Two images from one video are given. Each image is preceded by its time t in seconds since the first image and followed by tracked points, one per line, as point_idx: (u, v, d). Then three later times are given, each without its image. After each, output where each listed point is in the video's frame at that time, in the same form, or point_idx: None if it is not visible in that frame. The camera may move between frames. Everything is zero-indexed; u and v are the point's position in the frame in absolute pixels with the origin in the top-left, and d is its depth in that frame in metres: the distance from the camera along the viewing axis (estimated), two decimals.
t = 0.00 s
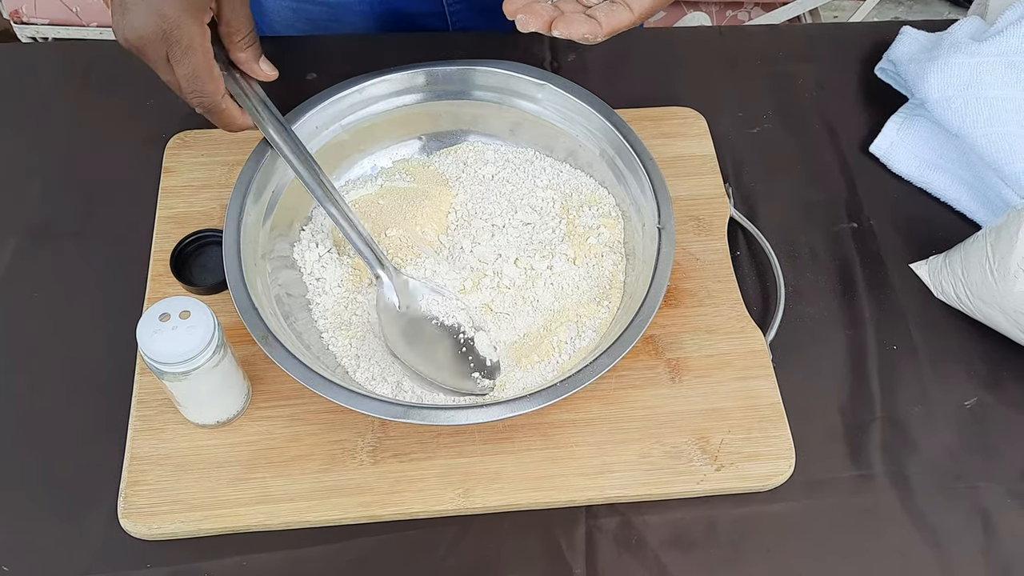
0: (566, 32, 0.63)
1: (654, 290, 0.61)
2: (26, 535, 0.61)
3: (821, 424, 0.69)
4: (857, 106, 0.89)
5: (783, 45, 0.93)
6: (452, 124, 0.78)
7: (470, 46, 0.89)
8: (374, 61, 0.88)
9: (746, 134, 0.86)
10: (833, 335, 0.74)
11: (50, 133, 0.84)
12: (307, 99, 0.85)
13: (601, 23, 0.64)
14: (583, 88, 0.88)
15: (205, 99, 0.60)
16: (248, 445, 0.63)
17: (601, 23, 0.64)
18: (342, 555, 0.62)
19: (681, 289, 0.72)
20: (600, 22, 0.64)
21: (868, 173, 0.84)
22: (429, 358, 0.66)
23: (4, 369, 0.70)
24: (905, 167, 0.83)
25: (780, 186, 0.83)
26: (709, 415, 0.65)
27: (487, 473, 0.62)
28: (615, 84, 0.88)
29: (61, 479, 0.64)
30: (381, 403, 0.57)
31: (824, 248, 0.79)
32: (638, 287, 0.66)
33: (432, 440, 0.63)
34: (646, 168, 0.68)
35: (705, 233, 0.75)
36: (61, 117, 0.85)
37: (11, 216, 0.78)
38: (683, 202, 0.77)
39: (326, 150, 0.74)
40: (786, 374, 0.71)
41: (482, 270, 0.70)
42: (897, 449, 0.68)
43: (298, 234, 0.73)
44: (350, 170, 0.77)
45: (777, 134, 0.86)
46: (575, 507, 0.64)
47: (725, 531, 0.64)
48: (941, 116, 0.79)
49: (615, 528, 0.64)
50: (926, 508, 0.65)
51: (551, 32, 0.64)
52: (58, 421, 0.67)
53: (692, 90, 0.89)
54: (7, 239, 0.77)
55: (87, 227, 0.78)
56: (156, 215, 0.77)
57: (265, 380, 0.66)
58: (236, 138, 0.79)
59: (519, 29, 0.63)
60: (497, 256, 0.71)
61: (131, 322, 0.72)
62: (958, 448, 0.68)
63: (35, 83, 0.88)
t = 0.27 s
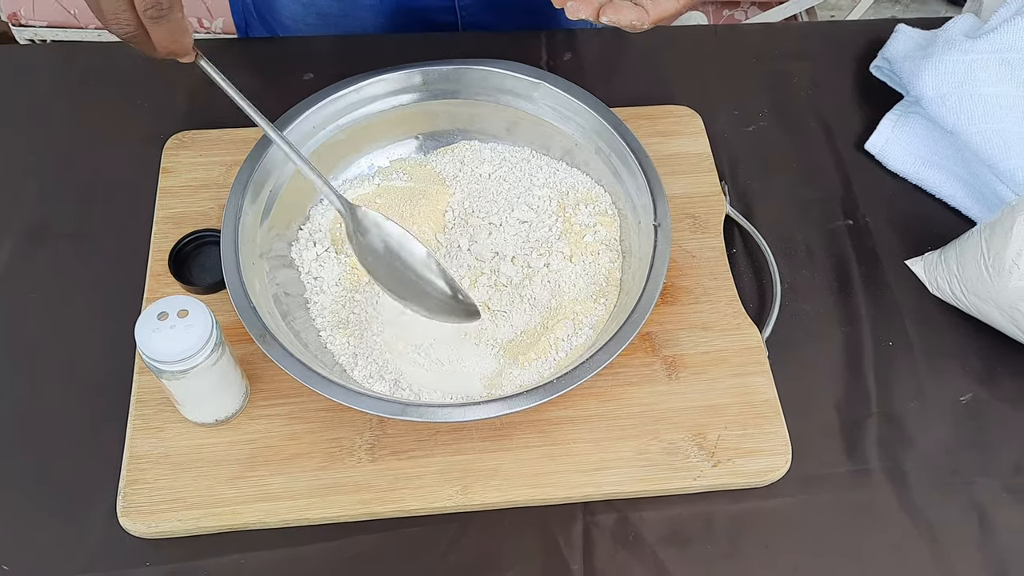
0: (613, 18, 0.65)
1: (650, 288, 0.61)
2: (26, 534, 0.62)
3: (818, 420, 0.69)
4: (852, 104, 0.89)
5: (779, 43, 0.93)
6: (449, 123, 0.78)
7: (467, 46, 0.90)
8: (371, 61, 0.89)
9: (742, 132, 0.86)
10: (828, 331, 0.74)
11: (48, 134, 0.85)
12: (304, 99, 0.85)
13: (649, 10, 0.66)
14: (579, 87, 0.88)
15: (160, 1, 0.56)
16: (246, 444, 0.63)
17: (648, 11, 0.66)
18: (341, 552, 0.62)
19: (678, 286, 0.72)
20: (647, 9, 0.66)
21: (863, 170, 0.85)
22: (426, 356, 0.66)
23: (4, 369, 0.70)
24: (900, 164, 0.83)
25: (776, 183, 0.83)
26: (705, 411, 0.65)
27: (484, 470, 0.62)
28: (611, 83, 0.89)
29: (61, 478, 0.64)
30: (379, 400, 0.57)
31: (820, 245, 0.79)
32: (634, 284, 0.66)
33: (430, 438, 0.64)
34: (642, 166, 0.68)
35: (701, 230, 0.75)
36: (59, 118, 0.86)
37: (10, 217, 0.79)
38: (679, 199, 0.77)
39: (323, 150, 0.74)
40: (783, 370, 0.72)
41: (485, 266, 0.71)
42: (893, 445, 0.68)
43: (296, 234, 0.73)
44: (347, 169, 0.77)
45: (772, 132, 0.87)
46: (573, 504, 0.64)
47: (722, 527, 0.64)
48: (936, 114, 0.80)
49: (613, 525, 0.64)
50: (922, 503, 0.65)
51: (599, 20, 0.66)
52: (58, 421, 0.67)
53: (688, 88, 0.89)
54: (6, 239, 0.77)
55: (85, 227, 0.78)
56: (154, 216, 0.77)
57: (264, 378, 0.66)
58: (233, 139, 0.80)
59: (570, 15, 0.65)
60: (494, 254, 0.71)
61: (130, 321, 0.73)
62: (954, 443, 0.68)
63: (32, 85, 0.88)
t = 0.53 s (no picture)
0: (612, 23, 0.65)
1: (644, 286, 0.61)
2: (19, 535, 0.61)
3: (812, 417, 0.69)
4: (847, 102, 0.89)
5: (773, 41, 0.93)
6: (443, 122, 0.78)
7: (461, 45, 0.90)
8: (366, 60, 0.89)
9: (736, 130, 0.86)
10: (823, 329, 0.74)
11: (42, 134, 0.84)
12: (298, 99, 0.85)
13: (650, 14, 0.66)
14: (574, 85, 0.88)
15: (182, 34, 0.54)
16: (240, 443, 0.63)
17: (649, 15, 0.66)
18: (335, 551, 0.62)
19: (672, 284, 0.72)
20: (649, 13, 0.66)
21: (858, 168, 0.85)
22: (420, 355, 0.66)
23: None
24: (894, 162, 0.83)
25: (771, 181, 0.83)
26: (700, 409, 0.65)
27: (479, 469, 0.62)
28: (606, 82, 0.89)
29: (55, 479, 0.64)
30: (372, 400, 0.57)
31: (814, 243, 0.79)
32: (628, 282, 0.66)
33: (425, 437, 0.64)
34: (636, 164, 0.68)
35: (696, 228, 0.75)
36: (53, 119, 0.86)
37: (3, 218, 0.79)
38: (674, 197, 0.77)
39: (317, 149, 0.74)
40: (777, 368, 0.72)
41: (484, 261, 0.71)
42: (888, 442, 0.68)
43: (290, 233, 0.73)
44: (341, 169, 0.77)
45: (767, 130, 0.87)
46: (568, 503, 0.64)
47: (717, 524, 0.64)
48: (930, 111, 0.79)
49: (608, 523, 0.64)
50: (917, 500, 0.65)
51: (599, 24, 0.66)
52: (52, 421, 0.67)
53: (682, 87, 0.89)
54: None
55: (79, 228, 0.78)
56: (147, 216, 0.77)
57: (257, 378, 0.66)
58: (227, 138, 0.80)
59: (570, 23, 0.66)
60: (488, 252, 0.71)
61: (123, 322, 0.72)
62: (949, 441, 0.68)
63: (26, 85, 0.88)
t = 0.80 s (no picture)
0: (625, 16, 0.69)
1: (639, 284, 0.61)
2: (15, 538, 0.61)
3: (809, 415, 0.69)
4: (841, 100, 0.89)
5: (767, 40, 0.93)
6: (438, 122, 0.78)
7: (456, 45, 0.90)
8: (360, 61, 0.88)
9: (731, 129, 0.86)
10: (819, 327, 0.74)
11: (36, 136, 0.84)
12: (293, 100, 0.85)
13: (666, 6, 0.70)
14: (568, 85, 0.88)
15: None
16: (236, 445, 0.63)
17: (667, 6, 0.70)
18: (331, 552, 0.62)
19: (667, 282, 0.72)
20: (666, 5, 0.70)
21: (853, 165, 0.85)
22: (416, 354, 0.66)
23: None
24: (889, 159, 0.83)
25: (765, 179, 0.83)
26: (695, 407, 0.65)
27: (475, 469, 0.62)
28: (600, 81, 0.89)
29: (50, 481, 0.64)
30: (368, 400, 0.57)
31: (809, 240, 0.79)
32: (623, 280, 0.66)
33: (420, 437, 0.64)
34: (630, 162, 0.68)
35: (691, 227, 0.75)
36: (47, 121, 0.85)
37: None
38: (669, 196, 0.77)
39: (312, 150, 0.74)
40: (773, 366, 0.72)
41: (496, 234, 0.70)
42: (883, 438, 0.68)
43: (284, 234, 0.73)
44: (335, 169, 0.77)
45: (762, 128, 0.87)
46: (564, 502, 0.64)
47: (714, 522, 0.64)
48: (924, 108, 0.79)
49: (605, 522, 0.64)
50: (913, 496, 0.65)
51: (611, 18, 0.70)
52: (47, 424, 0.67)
53: (677, 86, 0.89)
54: None
55: (74, 230, 0.78)
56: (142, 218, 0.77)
57: (253, 379, 0.66)
58: (222, 140, 0.80)
59: (582, 18, 0.68)
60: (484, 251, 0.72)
61: (119, 324, 0.72)
62: (945, 437, 0.68)
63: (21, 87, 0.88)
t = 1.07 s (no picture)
0: (631, 16, 0.68)
1: (640, 285, 0.61)
2: (18, 541, 0.61)
3: (810, 415, 0.69)
4: (840, 100, 0.90)
5: (766, 40, 0.94)
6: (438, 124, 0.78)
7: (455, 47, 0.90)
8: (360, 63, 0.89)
9: (731, 129, 0.87)
10: (819, 327, 0.74)
11: (37, 140, 0.84)
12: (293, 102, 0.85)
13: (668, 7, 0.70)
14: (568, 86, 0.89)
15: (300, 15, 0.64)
16: (238, 447, 0.63)
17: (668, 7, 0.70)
18: (334, 554, 0.62)
19: (668, 283, 0.72)
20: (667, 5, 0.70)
21: (852, 165, 0.85)
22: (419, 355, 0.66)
23: None
24: (889, 159, 0.84)
25: (765, 180, 0.83)
26: (697, 408, 0.66)
27: (477, 470, 0.62)
28: (600, 82, 0.89)
29: (53, 485, 0.64)
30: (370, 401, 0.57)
31: (810, 240, 0.79)
32: (624, 281, 0.66)
33: (423, 439, 0.64)
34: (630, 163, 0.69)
35: (691, 227, 0.76)
36: (48, 124, 0.85)
37: None
38: (669, 197, 0.77)
39: (313, 153, 0.74)
40: (774, 366, 0.72)
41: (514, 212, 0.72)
42: (885, 437, 0.68)
43: (285, 237, 0.73)
44: (336, 172, 0.77)
45: (761, 128, 0.87)
46: (567, 502, 0.64)
47: (716, 522, 0.64)
48: (923, 108, 0.80)
49: (607, 522, 0.64)
50: (914, 495, 0.65)
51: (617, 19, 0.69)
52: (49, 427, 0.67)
53: (676, 86, 0.89)
54: None
55: (75, 233, 0.78)
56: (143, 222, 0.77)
57: (255, 382, 0.66)
58: (222, 143, 0.80)
59: (588, 18, 0.68)
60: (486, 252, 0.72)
61: (121, 327, 0.72)
62: (946, 435, 0.69)
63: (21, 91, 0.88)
